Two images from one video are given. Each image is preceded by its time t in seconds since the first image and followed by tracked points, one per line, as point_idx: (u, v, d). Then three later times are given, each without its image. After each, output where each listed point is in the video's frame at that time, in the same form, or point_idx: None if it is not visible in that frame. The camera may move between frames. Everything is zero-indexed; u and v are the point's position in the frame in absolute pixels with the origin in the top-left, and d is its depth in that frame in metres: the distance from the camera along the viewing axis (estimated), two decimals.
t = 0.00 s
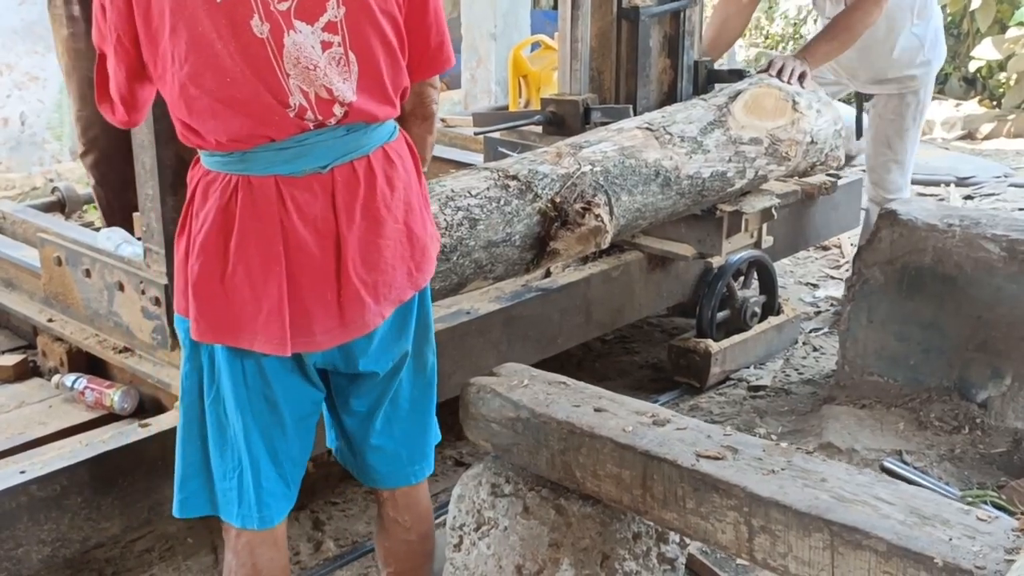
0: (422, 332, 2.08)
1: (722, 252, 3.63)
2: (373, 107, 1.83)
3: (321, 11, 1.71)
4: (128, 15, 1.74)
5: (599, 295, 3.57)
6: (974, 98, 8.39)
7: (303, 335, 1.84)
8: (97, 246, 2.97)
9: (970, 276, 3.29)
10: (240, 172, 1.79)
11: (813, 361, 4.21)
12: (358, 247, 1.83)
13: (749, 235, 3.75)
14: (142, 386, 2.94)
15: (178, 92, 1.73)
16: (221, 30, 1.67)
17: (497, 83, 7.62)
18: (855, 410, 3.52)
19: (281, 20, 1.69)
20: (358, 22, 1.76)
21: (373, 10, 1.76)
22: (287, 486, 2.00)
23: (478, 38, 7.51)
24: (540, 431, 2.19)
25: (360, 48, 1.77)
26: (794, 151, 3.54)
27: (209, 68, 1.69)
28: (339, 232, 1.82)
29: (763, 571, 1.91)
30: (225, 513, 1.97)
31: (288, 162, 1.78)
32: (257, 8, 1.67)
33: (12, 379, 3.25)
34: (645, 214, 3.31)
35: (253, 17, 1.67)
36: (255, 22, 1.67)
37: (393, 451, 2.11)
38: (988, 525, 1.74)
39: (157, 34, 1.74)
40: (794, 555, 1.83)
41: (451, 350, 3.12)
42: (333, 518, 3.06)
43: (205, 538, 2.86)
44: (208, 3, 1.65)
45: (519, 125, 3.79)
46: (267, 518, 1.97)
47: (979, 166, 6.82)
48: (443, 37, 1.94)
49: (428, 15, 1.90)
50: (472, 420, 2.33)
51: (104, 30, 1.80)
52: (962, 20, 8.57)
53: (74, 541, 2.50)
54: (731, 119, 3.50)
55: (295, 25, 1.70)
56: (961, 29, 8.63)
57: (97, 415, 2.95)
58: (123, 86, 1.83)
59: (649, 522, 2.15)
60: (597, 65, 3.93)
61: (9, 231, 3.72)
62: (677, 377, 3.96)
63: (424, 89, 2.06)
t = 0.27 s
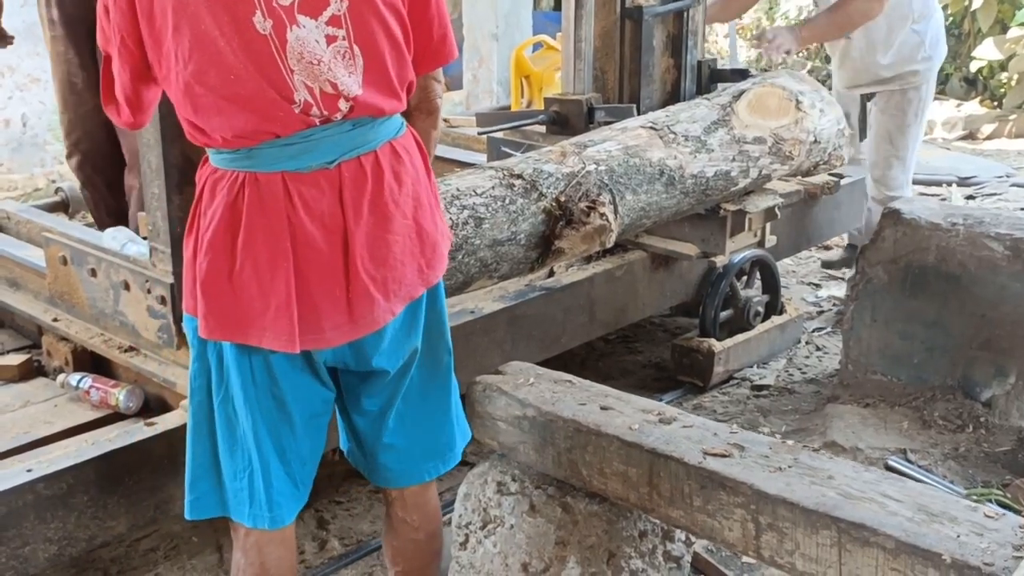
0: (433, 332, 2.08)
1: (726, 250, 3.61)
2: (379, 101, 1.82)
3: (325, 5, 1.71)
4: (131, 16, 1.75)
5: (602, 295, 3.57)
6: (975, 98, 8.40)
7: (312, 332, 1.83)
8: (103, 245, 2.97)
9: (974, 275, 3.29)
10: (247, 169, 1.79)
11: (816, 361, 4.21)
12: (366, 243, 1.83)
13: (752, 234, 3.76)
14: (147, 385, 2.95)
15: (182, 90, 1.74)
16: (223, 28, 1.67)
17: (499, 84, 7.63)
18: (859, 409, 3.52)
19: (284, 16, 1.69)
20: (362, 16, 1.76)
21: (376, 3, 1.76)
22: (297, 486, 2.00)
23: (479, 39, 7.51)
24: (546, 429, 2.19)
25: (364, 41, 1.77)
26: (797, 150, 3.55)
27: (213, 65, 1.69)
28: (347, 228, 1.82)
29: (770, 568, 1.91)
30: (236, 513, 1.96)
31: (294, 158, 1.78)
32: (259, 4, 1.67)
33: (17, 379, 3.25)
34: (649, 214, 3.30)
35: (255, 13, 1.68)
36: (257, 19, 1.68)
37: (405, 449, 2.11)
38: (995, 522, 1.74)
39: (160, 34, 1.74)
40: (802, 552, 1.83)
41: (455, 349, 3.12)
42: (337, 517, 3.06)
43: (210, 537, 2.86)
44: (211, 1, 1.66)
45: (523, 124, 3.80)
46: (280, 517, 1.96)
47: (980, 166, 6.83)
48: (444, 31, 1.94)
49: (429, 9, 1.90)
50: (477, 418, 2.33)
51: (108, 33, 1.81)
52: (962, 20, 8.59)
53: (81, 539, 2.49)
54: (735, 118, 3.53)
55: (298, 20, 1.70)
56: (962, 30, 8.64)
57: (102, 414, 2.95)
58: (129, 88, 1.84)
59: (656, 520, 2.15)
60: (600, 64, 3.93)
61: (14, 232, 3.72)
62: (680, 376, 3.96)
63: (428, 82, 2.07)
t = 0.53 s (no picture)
0: (438, 330, 2.08)
1: (734, 248, 3.65)
2: (372, 98, 1.81)
3: (314, 3, 1.71)
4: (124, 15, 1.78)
5: (611, 292, 3.58)
6: (978, 96, 8.41)
7: (305, 331, 1.82)
8: (117, 243, 2.99)
9: (982, 271, 3.29)
10: (241, 166, 1.80)
11: (824, 358, 4.21)
12: (359, 241, 1.82)
13: (760, 231, 3.77)
14: (160, 383, 2.96)
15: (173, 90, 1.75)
16: (211, 27, 1.68)
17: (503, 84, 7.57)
18: (868, 406, 3.51)
19: (273, 15, 1.69)
20: (352, 14, 1.75)
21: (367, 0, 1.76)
22: (302, 486, 1.99)
23: (483, 39, 7.52)
24: (560, 424, 2.20)
25: (355, 39, 1.76)
26: (805, 147, 3.54)
27: (202, 64, 1.70)
28: (340, 226, 1.81)
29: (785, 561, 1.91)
30: (241, 511, 1.97)
31: (286, 156, 1.78)
32: (247, 4, 1.68)
33: (30, 377, 3.25)
34: (659, 210, 3.31)
35: (243, 13, 1.68)
36: (245, 18, 1.68)
37: (413, 445, 2.11)
38: (1011, 514, 1.75)
39: (151, 35, 1.76)
40: (817, 545, 1.84)
41: (466, 346, 3.13)
42: (349, 514, 3.07)
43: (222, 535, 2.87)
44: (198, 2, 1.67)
45: (532, 122, 3.81)
46: (283, 516, 1.94)
47: (985, 163, 6.83)
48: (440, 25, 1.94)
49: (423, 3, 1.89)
50: (490, 414, 2.34)
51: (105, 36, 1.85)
52: (965, 18, 8.60)
53: (98, 535, 2.50)
54: (743, 115, 3.53)
55: (287, 18, 1.70)
56: (965, 28, 8.64)
57: (116, 412, 2.96)
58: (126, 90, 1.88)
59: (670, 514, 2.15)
60: (608, 63, 3.94)
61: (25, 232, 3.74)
62: (688, 373, 3.97)
63: (425, 78, 2.07)
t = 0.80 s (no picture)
0: (442, 337, 2.08)
1: (743, 247, 3.63)
2: (359, 106, 1.81)
3: (299, 11, 1.71)
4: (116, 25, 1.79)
5: (621, 294, 3.59)
6: (980, 95, 8.42)
7: (295, 340, 1.83)
8: (132, 251, 3.02)
9: (991, 267, 3.30)
10: (230, 174, 1.81)
11: (833, 356, 4.23)
12: (348, 250, 1.82)
13: (770, 231, 3.79)
14: (175, 389, 2.98)
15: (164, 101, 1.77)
16: (196, 38, 1.69)
17: (507, 88, 7.55)
18: (879, 404, 3.51)
19: (257, 24, 1.69)
20: (337, 22, 1.74)
21: (352, 8, 1.75)
22: (306, 493, 2.01)
23: (486, 44, 7.54)
24: (576, 424, 2.20)
25: (341, 46, 1.75)
26: (813, 146, 3.56)
27: (189, 75, 1.71)
28: (330, 235, 1.81)
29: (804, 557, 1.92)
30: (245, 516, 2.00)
31: (274, 164, 1.78)
32: (231, 13, 1.68)
33: (44, 386, 3.26)
34: (669, 211, 3.31)
35: (227, 23, 1.68)
36: (229, 28, 1.68)
37: (416, 451, 2.13)
38: None
39: (143, 43, 1.77)
40: (836, 541, 1.84)
41: (478, 349, 3.14)
42: (364, 518, 3.07)
43: (237, 540, 2.88)
44: (183, 14, 1.68)
45: (540, 125, 3.82)
46: (284, 522, 1.97)
47: (989, 162, 6.83)
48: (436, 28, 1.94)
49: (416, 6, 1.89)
50: (505, 416, 2.34)
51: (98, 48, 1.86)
52: (966, 17, 8.62)
53: (119, 540, 2.53)
54: (751, 115, 3.55)
55: (272, 27, 1.70)
56: (966, 28, 8.66)
57: (132, 418, 2.98)
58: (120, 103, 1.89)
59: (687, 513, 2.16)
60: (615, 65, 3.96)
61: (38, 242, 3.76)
62: (698, 374, 3.97)
63: (422, 84, 2.05)
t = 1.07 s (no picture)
0: (445, 364, 2.09)
1: (751, 270, 3.62)
2: (380, 136, 1.83)
3: (325, 43, 1.73)
4: (138, 51, 1.80)
5: (629, 317, 3.59)
6: (982, 117, 8.44)
7: (308, 365, 1.85)
8: (142, 275, 3.01)
9: (1000, 289, 3.31)
10: (252, 199, 1.82)
11: (841, 378, 4.22)
12: (363, 277, 1.84)
13: (777, 253, 3.78)
14: (185, 412, 2.97)
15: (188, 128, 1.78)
16: (225, 68, 1.71)
17: (512, 111, 7.61)
18: (890, 425, 3.50)
19: (284, 56, 1.71)
20: (364, 54, 1.76)
21: (378, 41, 1.76)
22: (321, 511, 2.01)
23: (490, 67, 7.57)
24: (591, 447, 2.21)
25: (366, 78, 1.77)
26: (820, 168, 3.56)
27: (214, 104, 1.73)
28: (345, 262, 1.83)
29: None
30: (251, 534, 2.01)
31: (296, 192, 1.80)
32: (258, 44, 1.70)
33: (53, 411, 3.25)
34: (678, 233, 3.32)
35: (255, 54, 1.70)
36: (257, 58, 1.71)
37: (411, 481, 2.12)
38: None
39: (167, 71, 1.78)
40: (854, 563, 1.84)
41: (487, 372, 3.15)
42: (375, 542, 3.07)
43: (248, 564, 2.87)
44: (212, 43, 1.70)
45: (548, 149, 3.83)
46: (297, 540, 1.97)
47: (992, 184, 6.85)
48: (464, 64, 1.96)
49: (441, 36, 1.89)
50: (518, 438, 2.34)
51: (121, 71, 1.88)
52: (967, 40, 8.66)
53: (129, 566, 2.53)
54: (758, 138, 3.56)
55: (298, 59, 1.72)
56: (967, 50, 8.70)
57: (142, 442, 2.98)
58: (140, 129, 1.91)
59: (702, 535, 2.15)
60: (621, 88, 3.97)
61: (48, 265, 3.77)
62: (707, 396, 3.97)
63: (453, 113, 2.01)
